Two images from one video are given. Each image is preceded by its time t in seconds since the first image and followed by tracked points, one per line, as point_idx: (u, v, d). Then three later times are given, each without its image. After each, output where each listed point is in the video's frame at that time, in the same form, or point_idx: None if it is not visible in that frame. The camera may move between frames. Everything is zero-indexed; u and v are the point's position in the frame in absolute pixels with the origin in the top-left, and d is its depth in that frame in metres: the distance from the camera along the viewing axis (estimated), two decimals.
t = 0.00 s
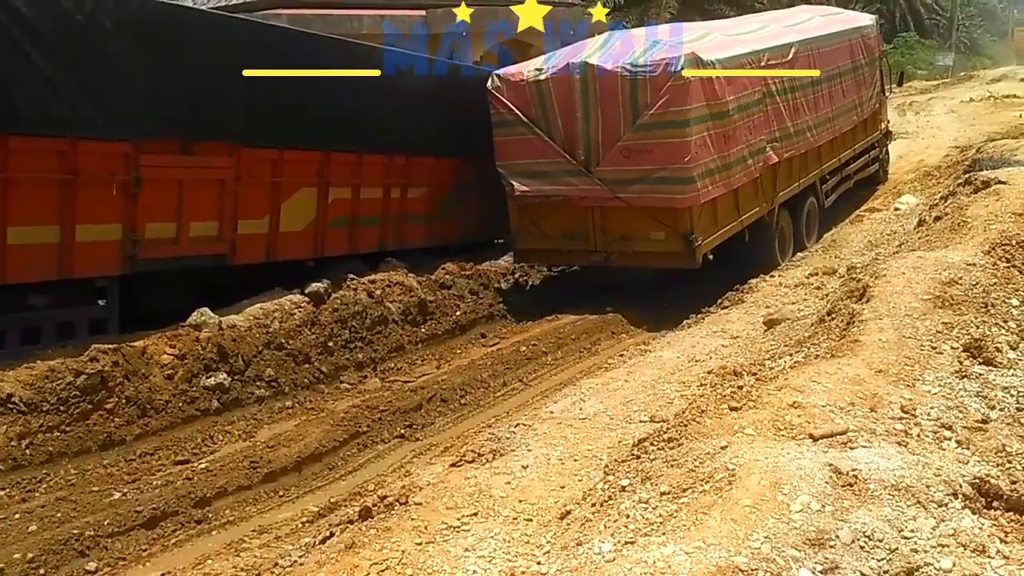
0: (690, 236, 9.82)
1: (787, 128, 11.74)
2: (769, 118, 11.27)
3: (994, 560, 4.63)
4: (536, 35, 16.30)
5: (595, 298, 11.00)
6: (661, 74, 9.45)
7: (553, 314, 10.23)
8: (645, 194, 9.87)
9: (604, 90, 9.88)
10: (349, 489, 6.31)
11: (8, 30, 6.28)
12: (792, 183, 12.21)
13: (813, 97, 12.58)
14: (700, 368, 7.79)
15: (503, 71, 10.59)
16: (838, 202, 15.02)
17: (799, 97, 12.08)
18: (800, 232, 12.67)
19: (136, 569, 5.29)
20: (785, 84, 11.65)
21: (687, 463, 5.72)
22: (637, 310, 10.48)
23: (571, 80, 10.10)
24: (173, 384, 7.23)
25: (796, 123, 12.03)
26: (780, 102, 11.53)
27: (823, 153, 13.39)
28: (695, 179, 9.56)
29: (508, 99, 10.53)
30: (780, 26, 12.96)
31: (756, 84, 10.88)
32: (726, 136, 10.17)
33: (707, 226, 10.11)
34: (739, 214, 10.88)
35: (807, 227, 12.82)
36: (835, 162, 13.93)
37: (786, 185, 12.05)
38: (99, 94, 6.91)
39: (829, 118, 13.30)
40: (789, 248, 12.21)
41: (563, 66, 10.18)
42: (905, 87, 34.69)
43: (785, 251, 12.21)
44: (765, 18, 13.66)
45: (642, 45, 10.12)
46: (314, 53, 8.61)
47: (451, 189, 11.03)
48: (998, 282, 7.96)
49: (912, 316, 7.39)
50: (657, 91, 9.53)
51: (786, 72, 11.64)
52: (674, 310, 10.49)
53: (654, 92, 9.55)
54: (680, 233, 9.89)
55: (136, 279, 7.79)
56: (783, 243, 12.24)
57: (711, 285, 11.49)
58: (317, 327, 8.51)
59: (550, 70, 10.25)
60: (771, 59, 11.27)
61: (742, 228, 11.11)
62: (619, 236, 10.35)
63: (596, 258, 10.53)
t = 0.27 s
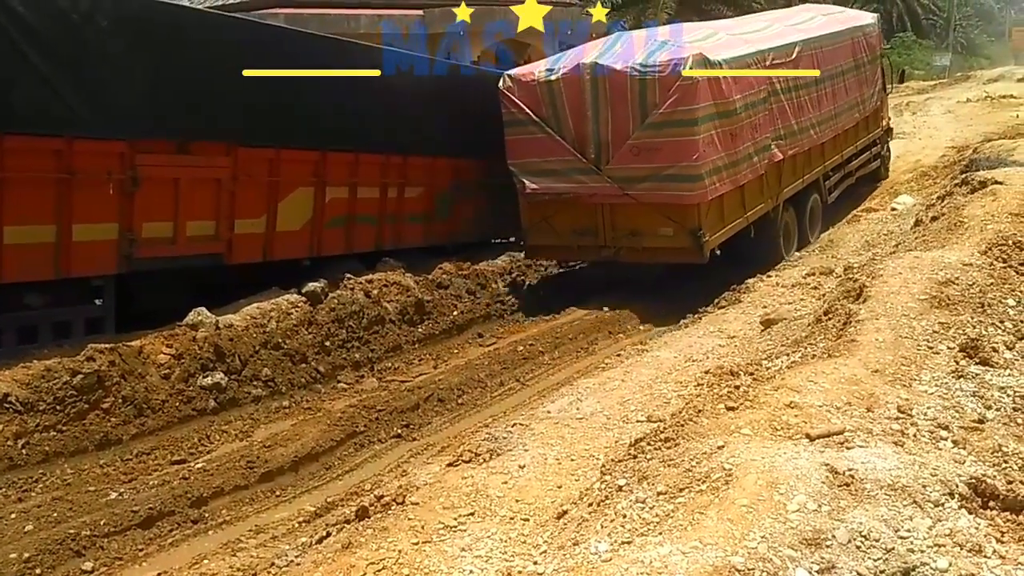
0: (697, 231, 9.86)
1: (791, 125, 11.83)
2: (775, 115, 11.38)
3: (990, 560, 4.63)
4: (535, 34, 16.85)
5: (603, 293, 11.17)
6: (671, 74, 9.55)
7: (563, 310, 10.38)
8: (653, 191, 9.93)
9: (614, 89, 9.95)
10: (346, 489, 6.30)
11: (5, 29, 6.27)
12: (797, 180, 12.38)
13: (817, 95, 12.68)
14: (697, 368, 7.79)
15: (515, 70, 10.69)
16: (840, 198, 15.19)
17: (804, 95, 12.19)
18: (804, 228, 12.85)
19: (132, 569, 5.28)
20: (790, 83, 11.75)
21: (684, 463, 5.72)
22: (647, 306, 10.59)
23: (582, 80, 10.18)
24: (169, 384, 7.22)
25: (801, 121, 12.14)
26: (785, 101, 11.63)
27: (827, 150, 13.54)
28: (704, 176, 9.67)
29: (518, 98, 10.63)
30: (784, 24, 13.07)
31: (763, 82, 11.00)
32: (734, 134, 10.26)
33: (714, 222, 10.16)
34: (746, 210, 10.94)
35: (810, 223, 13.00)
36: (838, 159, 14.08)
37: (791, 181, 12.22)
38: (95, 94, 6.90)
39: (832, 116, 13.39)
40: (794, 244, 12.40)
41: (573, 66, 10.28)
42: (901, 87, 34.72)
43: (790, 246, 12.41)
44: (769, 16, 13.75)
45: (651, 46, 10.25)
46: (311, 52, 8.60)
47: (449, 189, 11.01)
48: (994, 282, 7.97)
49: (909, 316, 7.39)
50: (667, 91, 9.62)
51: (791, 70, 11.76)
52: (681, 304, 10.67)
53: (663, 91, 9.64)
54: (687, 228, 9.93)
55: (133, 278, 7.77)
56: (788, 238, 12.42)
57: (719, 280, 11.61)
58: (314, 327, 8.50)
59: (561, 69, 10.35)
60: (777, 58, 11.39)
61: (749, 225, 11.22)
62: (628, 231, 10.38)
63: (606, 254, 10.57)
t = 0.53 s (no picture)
0: (705, 225, 10.24)
1: (795, 123, 12.16)
2: (778, 113, 11.71)
3: (987, 561, 4.63)
4: (535, 35, 17.41)
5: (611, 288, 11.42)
6: (677, 73, 9.93)
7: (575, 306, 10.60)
8: (661, 185, 10.32)
9: (622, 88, 10.35)
10: (343, 490, 6.30)
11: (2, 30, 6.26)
12: (800, 176, 12.63)
13: (819, 93, 12.99)
14: (694, 369, 7.80)
15: (525, 70, 11.08)
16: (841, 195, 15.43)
17: (806, 93, 12.50)
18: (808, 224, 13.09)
19: (128, 570, 5.27)
20: (793, 81, 12.07)
21: (681, 463, 5.73)
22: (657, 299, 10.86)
23: (590, 79, 10.58)
24: (166, 385, 7.22)
25: (804, 118, 12.45)
26: (787, 99, 11.96)
27: (829, 147, 13.81)
28: (709, 171, 10.04)
29: (529, 98, 11.02)
30: (786, 24, 13.39)
31: (766, 81, 11.34)
32: (738, 131, 10.64)
33: (720, 216, 10.53)
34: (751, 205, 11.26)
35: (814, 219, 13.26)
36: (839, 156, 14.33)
37: (794, 177, 12.47)
38: (93, 94, 6.89)
39: (834, 113, 13.69)
40: (798, 239, 12.63)
41: (581, 66, 10.68)
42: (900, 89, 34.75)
43: (795, 242, 12.64)
44: (772, 17, 14.06)
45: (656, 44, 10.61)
46: (308, 54, 8.60)
47: (448, 189, 11.00)
48: (991, 283, 7.97)
49: (906, 317, 7.40)
50: (673, 89, 10.02)
51: (794, 69, 12.07)
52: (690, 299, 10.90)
53: (669, 89, 10.03)
54: (694, 223, 10.31)
55: (130, 279, 7.77)
56: (793, 234, 12.65)
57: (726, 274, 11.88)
58: (311, 328, 8.50)
59: (569, 69, 10.75)
60: (779, 57, 11.70)
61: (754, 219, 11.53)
62: (637, 226, 10.76)
63: (615, 248, 10.94)
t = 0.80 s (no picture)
0: (714, 222, 10.57)
1: (800, 122, 12.43)
2: (783, 113, 11.99)
3: (987, 563, 4.62)
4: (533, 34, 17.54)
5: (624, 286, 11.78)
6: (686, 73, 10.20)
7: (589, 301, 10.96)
8: (672, 183, 10.62)
9: (632, 89, 10.59)
10: (342, 492, 6.30)
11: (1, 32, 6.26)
12: (806, 174, 12.96)
13: (823, 93, 13.28)
14: (693, 371, 7.80)
15: (537, 73, 11.38)
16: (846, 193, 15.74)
17: (810, 93, 12.77)
18: (813, 222, 13.41)
19: (127, 572, 5.27)
20: (798, 82, 12.35)
21: (680, 465, 5.73)
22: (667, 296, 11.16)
23: (600, 80, 10.81)
24: (166, 387, 7.21)
25: (809, 117, 12.74)
26: (793, 98, 12.25)
27: (834, 146, 14.12)
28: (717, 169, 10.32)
29: (541, 99, 11.29)
30: (791, 26, 13.68)
31: (772, 81, 11.62)
32: (745, 130, 10.92)
33: (729, 213, 10.86)
34: (758, 202, 11.58)
35: (819, 217, 13.60)
36: (844, 154, 14.63)
37: (800, 175, 12.79)
38: (92, 96, 6.90)
39: (838, 113, 13.96)
40: (804, 236, 12.95)
41: (592, 67, 10.94)
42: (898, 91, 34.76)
43: (800, 238, 12.96)
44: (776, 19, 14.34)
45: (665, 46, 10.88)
46: (308, 56, 8.61)
47: (448, 191, 10.99)
48: (991, 285, 7.98)
49: (905, 319, 7.41)
50: (682, 89, 10.29)
51: (799, 70, 12.35)
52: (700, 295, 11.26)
53: (678, 90, 10.30)
54: (703, 220, 10.65)
55: (130, 281, 7.77)
56: (799, 231, 12.97)
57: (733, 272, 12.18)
58: (311, 330, 8.49)
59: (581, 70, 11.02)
60: (784, 58, 11.97)
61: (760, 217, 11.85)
62: (647, 223, 11.11)
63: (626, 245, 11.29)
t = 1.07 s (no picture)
0: (722, 220, 10.77)
1: (803, 123, 12.66)
2: (788, 114, 12.22)
3: (983, 567, 4.62)
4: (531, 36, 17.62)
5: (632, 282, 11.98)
6: (697, 74, 10.40)
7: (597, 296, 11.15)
8: (680, 182, 10.80)
9: (642, 89, 10.81)
10: (338, 495, 6.29)
11: None
12: (808, 174, 13.22)
13: (826, 95, 13.51)
14: (690, 374, 7.81)
15: (549, 74, 11.58)
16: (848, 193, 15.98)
17: (813, 95, 13.00)
18: (815, 220, 13.66)
19: None
20: (802, 83, 12.59)
21: (677, 469, 5.73)
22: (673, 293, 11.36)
23: (611, 81, 11.04)
24: (162, 390, 7.20)
25: (812, 118, 12.99)
26: (797, 99, 12.50)
27: (836, 146, 14.37)
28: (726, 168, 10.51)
29: (554, 99, 11.51)
30: (795, 29, 13.93)
31: (777, 82, 11.87)
32: (752, 130, 11.14)
33: (737, 210, 11.06)
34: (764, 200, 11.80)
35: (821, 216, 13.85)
36: (846, 155, 14.88)
37: (802, 175, 13.05)
38: (90, 98, 6.89)
39: (840, 114, 14.21)
40: (807, 235, 13.19)
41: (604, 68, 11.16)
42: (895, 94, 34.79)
43: (804, 237, 13.20)
44: (780, 22, 14.59)
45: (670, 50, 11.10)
46: (304, 59, 8.62)
47: (446, 193, 10.98)
48: (986, 288, 7.99)
49: (901, 322, 7.42)
50: (692, 90, 10.48)
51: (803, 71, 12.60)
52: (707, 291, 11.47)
53: (688, 90, 10.50)
54: (712, 218, 10.85)
55: (126, 284, 7.75)
56: (801, 229, 13.22)
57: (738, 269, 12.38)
58: (307, 333, 8.48)
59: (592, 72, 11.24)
60: (789, 60, 12.22)
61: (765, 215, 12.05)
62: (656, 221, 11.28)
63: (635, 242, 11.47)
